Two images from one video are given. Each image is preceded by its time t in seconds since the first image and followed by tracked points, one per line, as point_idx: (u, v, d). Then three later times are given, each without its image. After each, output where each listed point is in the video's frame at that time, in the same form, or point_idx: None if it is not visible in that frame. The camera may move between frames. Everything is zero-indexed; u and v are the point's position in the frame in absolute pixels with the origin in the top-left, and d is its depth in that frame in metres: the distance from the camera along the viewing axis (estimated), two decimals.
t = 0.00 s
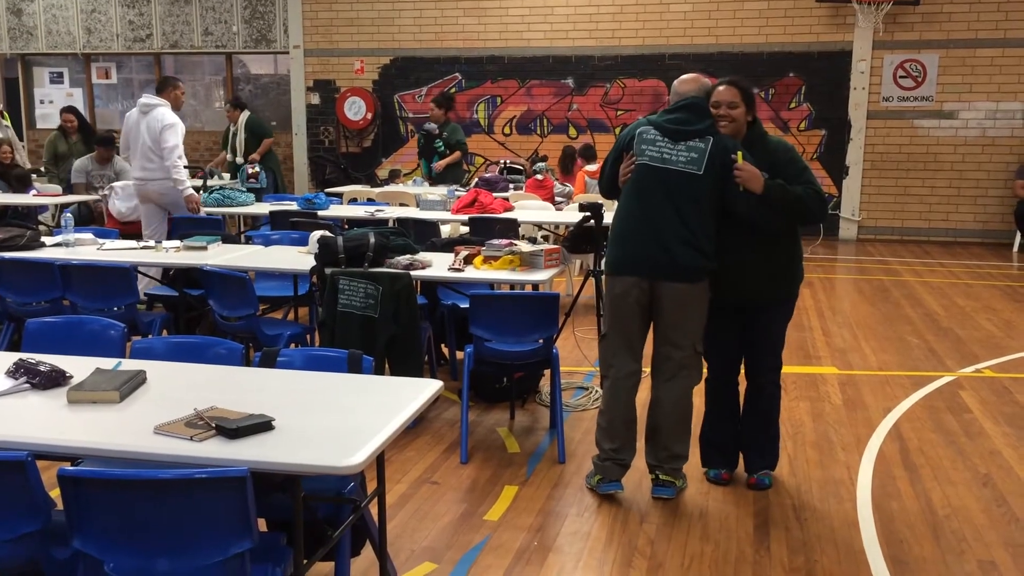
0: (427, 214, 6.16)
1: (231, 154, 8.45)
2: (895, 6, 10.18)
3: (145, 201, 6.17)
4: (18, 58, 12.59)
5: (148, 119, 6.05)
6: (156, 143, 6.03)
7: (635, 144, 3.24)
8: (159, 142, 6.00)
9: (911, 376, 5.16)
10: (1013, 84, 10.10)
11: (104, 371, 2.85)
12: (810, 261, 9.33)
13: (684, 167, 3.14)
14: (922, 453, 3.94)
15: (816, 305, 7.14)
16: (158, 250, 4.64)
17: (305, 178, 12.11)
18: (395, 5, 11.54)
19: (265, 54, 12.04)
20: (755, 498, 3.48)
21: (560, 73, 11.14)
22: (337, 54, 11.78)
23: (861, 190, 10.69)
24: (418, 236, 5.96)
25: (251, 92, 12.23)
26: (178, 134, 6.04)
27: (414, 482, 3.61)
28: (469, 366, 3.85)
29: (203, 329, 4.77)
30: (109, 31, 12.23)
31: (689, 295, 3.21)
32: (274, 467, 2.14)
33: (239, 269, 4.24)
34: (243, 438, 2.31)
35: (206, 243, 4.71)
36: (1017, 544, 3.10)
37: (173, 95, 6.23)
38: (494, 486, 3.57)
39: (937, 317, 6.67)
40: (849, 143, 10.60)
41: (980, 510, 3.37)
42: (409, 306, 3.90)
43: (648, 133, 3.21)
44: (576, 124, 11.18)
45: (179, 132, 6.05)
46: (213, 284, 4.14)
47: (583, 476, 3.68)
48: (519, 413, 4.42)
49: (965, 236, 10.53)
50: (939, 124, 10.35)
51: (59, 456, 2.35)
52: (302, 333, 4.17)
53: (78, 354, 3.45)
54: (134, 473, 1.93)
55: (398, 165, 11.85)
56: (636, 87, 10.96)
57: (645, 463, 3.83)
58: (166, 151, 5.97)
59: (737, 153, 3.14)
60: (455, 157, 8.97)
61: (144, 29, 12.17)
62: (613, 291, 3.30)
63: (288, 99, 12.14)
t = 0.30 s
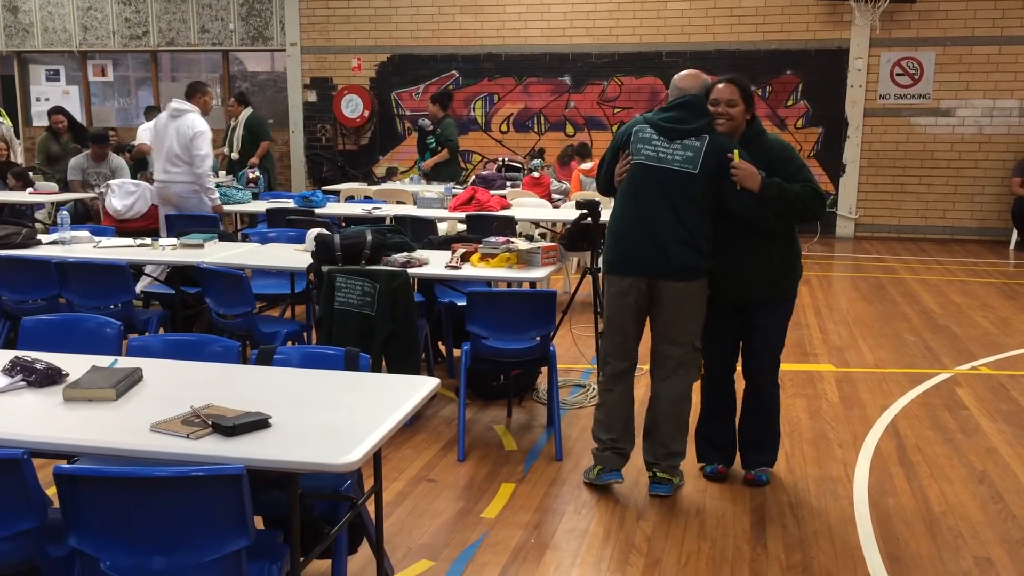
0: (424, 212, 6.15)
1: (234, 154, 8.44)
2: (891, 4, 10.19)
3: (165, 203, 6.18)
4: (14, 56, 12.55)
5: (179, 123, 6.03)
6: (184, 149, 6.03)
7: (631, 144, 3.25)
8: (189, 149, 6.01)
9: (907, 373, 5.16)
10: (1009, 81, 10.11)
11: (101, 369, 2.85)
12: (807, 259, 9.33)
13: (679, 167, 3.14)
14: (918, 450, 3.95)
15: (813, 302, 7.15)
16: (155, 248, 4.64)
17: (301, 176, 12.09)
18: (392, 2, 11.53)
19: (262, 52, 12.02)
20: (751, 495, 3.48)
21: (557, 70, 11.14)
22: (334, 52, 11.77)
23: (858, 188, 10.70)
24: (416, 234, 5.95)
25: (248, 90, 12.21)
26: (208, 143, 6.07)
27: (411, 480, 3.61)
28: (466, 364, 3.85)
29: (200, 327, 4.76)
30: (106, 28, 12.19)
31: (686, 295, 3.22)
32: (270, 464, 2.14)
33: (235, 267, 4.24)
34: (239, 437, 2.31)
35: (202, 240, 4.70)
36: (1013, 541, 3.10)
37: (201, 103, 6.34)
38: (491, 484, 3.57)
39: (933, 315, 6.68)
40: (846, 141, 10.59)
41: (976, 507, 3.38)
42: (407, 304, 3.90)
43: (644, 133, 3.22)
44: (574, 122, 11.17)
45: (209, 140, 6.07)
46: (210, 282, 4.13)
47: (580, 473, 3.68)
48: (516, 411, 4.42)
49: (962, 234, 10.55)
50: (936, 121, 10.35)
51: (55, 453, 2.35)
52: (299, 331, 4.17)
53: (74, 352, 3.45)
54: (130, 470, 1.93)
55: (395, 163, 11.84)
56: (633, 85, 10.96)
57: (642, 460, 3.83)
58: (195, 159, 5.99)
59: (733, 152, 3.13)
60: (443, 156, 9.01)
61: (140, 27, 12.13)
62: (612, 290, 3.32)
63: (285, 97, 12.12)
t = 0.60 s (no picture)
0: (422, 210, 6.14)
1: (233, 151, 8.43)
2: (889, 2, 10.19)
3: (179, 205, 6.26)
4: (12, 54, 12.52)
5: (211, 132, 6.15)
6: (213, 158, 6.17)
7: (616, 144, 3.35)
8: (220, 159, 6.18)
9: (905, 371, 5.17)
10: (1007, 80, 10.10)
11: (98, 367, 2.85)
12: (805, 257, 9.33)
13: (658, 165, 3.22)
14: (915, 448, 3.95)
15: (811, 301, 7.15)
16: (153, 246, 4.63)
17: (299, 175, 12.08)
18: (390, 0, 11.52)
19: (259, 50, 12.01)
20: (749, 493, 3.48)
21: (555, 68, 11.13)
22: (331, 50, 11.76)
23: (856, 186, 10.70)
24: (413, 232, 5.94)
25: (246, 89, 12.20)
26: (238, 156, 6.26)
27: (409, 478, 3.61)
28: (465, 362, 3.85)
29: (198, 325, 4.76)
30: (103, 27, 12.18)
31: (670, 291, 3.26)
32: (267, 462, 2.14)
33: (233, 265, 4.23)
34: (237, 435, 2.31)
35: (200, 238, 4.70)
36: (1010, 538, 3.11)
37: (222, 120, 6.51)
38: (489, 482, 3.57)
39: (931, 313, 6.69)
40: (844, 139, 10.59)
41: (973, 504, 3.38)
42: (404, 302, 3.90)
43: (627, 132, 3.31)
44: (572, 120, 11.17)
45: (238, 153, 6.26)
46: (208, 280, 4.12)
47: (578, 471, 3.68)
48: (514, 409, 4.42)
49: (960, 232, 10.55)
50: (934, 120, 10.35)
51: (52, 452, 2.35)
52: (296, 329, 4.17)
53: (73, 351, 3.45)
54: (127, 469, 1.92)
55: (392, 161, 11.83)
56: (631, 83, 10.95)
57: (640, 459, 3.83)
58: (223, 168, 6.21)
59: (711, 149, 3.17)
60: (434, 156, 9.04)
61: (138, 25, 12.11)
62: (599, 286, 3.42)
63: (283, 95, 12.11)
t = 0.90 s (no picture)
0: (423, 211, 6.13)
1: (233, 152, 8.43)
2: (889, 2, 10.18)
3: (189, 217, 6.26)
4: (13, 55, 12.50)
5: (229, 150, 6.35)
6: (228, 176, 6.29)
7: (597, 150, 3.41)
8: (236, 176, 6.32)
9: (906, 371, 5.16)
10: (1007, 79, 10.09)
11: (99, 368, 2.85)
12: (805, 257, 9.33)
13: (637, 165, 3.26)
14: (916, 448, 3.94)
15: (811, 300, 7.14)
16: (154, 247, 4.63)
17: (300, 175, 12.08)
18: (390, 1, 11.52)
19: (260, 50, 12.00)
20: (750, 493, 3.48)
21: (555, 68, 11.13)
22: (332, 50, 11.76)
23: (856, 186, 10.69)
24: (413, 233, 5.93)
25: (247, 89, 12.19)
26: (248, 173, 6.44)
27: (409, 479, 3.61)
28: (465, 363, 3.85)
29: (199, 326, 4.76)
30: (104, 27, 12.18)
31: (659, 289, 3.29)
32: (267, 463, 2.14)
33: (234, 266, 4.23)
34: (237, 435, 2.31)
35: (201, 239, 4.69)
36: (1011, 538, 3.10)
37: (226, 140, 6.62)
38: (490, 483, 3.57)
39: (932, 313, 6.68)
40: (845, 139, 10.58)
41: (974, 504, 3.38)
42: (405, 302, 3.89)
43: (608, 137, 3.36)
44: (572, 120, 11.17)
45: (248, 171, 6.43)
46: (208, 281, 4.12)
47: (579, 471, 3.68)
48: (515, 409, 4.41)
49: (960, 232, 10.55)
50: (935, 120, 10.34)
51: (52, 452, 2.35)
52: (297, 329, 4.17)
53: (73, 351, 3.46)
54: (126, 470, 1.92)
55: (393, 162, 11.83)
56: (631, 83, 10.94)
57: (640, 459, 3.82)
58: (236, 188, 6.32)
59: (684, 144, 3.17)
60: (432, 155, 9.04)
61: (138, 25, 12.11)
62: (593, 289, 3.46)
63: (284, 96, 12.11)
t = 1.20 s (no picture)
0: (436, 213, 6.15)
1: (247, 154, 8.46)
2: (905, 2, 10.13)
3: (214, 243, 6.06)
4: (29, 59, 12.58)
5: (247, 168, 6.04)
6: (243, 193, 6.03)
7: (610, 151, 3.40)
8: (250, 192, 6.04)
9: (922, 373, 5.13)
10: None
11: (115, 369, 2.87)
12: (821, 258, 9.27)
13: (649, 167, 3.24)
14: (933, 451, 3.92)
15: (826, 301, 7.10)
16: (169, 249, 4.66)
17: (313, 178, 12.12)
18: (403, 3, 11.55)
19: (273, 53, 12.02)
20: (765, 496, 3.46)
21: (568, 70, 11.12)
22: (345, 53, 11.80)
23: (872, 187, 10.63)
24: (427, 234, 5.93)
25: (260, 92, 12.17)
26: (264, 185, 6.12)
27: (423, 480, 3.61)
28: (478, 364, 3.85)
29: (215, 328, 4.79)
30: (119, 31, 12.25)
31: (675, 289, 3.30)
32: (282, 463, 2.15)
33: (248, 268, 4.25)
34: (252, 436, 2.32)
35: (216, 241, 4.72)
36: None
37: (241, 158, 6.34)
38: (503, 484, 3.57)
39: (948, 314, 6.63)
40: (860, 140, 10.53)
41: (992, 507, 3.35)
42: (418, 304, 3.90)
43: (619, 139, 3.35)
44: (585, 122, 11.15)
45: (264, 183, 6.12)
46: (223, 283, 4.14)
47: (593, 473, 3.67)
48: (528, 411, 4.41)
49: (977, 233, 10.49)
50: (950, 120, 10.28)
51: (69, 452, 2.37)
52: (310, 331, 4.18)
53: (89, 352, 3.49)
54: (143, 469, 1.94)
55: (406, 164, 11.85)
56: (645, 84, 10.92)
57: (654, 461, 3.81)
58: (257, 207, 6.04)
59: (695, 142, 3.17)
60: (443, 154, 9.02)
61: (153, 29, 12.19)
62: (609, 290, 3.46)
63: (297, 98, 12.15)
